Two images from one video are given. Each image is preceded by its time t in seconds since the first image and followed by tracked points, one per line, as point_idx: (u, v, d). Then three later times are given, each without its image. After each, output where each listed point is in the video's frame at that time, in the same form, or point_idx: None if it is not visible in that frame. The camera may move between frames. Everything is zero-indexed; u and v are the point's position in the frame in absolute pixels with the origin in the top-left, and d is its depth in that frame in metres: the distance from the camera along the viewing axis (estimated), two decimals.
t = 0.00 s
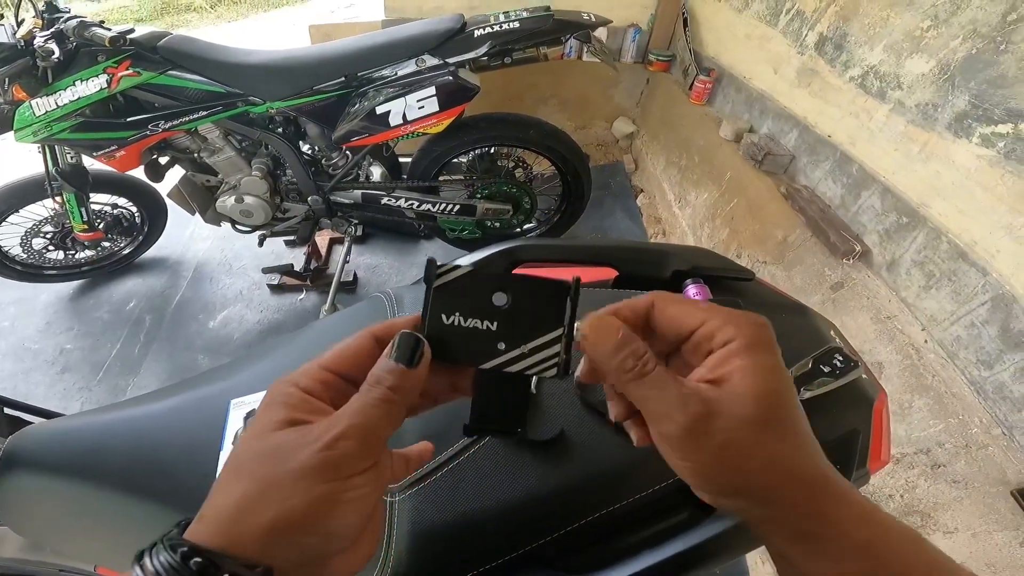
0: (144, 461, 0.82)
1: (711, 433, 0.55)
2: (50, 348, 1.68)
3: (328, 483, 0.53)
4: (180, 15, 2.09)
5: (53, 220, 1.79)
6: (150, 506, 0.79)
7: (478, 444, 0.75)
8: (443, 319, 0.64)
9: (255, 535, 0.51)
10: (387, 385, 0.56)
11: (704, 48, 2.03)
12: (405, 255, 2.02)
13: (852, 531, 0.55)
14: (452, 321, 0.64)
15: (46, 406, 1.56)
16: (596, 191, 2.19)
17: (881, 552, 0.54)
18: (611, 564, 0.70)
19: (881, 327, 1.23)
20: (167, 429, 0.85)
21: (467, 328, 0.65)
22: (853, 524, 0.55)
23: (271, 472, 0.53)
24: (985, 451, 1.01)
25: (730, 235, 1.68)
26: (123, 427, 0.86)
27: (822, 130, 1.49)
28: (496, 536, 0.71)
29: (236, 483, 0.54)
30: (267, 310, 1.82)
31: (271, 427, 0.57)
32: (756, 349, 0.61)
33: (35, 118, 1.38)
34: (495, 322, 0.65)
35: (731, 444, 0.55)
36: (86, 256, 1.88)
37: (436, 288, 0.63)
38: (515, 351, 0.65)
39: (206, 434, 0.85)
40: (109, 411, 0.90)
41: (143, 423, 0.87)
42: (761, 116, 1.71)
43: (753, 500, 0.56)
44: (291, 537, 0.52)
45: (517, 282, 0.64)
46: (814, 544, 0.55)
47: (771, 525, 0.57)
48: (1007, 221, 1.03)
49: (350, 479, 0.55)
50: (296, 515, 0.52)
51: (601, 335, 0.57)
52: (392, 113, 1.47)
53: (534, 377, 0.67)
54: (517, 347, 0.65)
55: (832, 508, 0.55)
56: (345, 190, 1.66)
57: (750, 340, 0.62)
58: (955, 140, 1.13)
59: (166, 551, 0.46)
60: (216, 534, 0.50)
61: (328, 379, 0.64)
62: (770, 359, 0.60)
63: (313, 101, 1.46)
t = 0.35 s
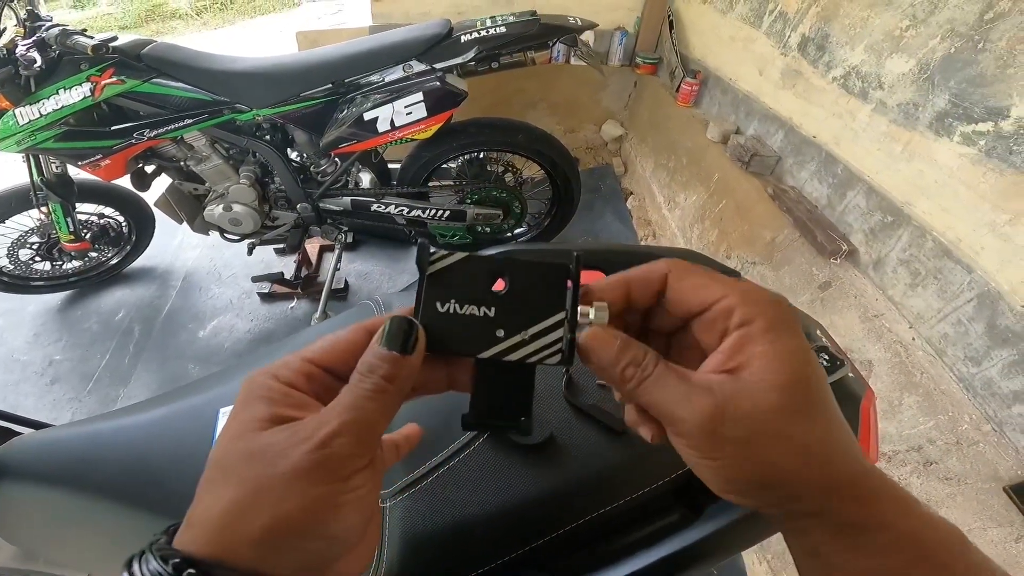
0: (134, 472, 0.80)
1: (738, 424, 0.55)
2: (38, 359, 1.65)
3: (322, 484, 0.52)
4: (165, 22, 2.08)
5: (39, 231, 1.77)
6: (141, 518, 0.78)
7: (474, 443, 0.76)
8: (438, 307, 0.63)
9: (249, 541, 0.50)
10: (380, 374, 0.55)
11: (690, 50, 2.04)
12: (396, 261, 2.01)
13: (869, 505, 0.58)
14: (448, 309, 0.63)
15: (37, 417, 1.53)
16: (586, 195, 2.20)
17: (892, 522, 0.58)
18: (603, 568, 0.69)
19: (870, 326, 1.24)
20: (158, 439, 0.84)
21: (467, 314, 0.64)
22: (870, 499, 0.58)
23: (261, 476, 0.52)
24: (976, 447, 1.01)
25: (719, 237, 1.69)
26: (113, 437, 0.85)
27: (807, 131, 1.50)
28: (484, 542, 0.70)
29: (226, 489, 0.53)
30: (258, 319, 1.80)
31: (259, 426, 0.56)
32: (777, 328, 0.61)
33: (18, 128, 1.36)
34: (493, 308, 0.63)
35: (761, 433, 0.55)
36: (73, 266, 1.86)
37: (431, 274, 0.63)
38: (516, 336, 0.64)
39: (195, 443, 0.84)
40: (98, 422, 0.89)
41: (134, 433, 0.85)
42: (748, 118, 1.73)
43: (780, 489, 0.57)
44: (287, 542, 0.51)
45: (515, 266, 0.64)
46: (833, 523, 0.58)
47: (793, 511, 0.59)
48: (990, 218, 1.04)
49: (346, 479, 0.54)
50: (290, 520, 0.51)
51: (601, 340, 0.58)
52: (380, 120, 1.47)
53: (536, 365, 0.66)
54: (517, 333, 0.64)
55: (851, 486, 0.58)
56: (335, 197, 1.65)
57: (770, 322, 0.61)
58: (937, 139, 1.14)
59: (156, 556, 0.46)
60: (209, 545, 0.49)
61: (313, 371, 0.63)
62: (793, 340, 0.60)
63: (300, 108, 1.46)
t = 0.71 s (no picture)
0: (134, 476, 0.80)
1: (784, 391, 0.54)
2: (38, 364, 1.65)
3: (319, 486, 0.52)
4: (164, 26, 2.09)
5: (39, 236, 1.77)
6: (143, 522, 0.78)
7: (476, 443, 0.77)
8: (440, 299, 0.64)
9: (246, 544, 0.50)
10: (381, 374, 0.54)
11: (687, 51, 2.05)
12: (396, 264, 2.01)
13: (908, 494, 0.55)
14: (450, 300, 0.64)
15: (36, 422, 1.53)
16: (585, 196, 2.20)
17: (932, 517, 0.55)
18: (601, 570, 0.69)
19: (870, 326, 1.23)
20: (157, 443, 0.84)
21: (471, 306, 0.64)
22: (910, 492, 0.56)
23: (258, 478, 0.52)
24: (977, 447, 1.01)
25: (718, 238, 1.69)
26: (113, 441, 0.85)
27: (805, 131, 1.50)
28: (482, 544, 0.69)
29: (221, 490, 0.52)
30: (258, 323, 1.80)
31: (256, 426, 0.56)
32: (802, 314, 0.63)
33: (17, 133, 1.37)
34: (498, 299, 0.64)
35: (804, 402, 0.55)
36: (73, 271, 1.86)
37: (432, 265, 0.63)
38: (520, 327, 0.64)
39: (194, 447, 0.84)
40: (98, 426, 0.89)
41: (134, 436, 0.85)
42: (745, 118, 1.73)
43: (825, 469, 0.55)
44: (284, 545, 0.51)
45: (517, 257, 0.64)
46: (877, 516, 0.55)
47: (832, 505, 0.56)
48: (988, 217, 1.04)
49: (343, 481, 0.54)
50: (288, 523, 0.51)
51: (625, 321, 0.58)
52: (378, 122, 1.47)
53: (541, 356, 0.66)
54: (521, 324, 0.65)
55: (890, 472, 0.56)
56: (333, 201, 1.65)
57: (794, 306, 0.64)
58: (934, 139, 1.14)
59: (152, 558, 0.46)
60: (204, 546, 0.49)
61: (308, 368, 0.64)
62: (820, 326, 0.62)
63: (298, 112, 1.46)
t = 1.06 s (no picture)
0: (136, 474, 0.80)
1: (749, 396, 0.55)
2: (40, 362, 1.66)
3: (322, 492, 0.52)
4: (164, 24, 2.09)
5: (40, 234, 1.77)
6: (146, 520, 0.78)
7: (474, 445, 0.76)
8: (442, 309, 0.63)
9: (250, 549, 0.50)
10: (384, 381, 0.54)
11: (689, 48, 2.04)
12: (397, 262, 2.01)
13: (894, 496, 0.54)
14: (452, 310, 0.63)
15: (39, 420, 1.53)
16: (586, 194, 2.20)
17: (920, 517, 0.54)
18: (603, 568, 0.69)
19: (872, 324, 1.23)
20: (159, 442, 0.84)
21: (473, 315, 0.63)
22: (894, 493, 0.54)
23: (261, 484, 0.52)
24: (980, 445, 1.00)
25: (720, 236, 1.69)
26: (114, 440, 0.85)
27: (807, 128, 1.50)
28: (484, 543, 0.70)
29: (225, 497, 0.52)
30: (260, 321, 1.80)
31: (259, 432, 0.56)
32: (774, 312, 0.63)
33: (17, 131, 1.37)
34: (500, 309, 0.63)
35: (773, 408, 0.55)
36: (75, 269, 1.86)
37: (435, 275, 0.62)
38: (523, 336, 0.64)
39: (196, 445, 0.84)
40: (100, 424, 0.89)
41: (136, 435, 0.85)
42: (747, 115, 1.72)
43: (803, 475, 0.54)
44: (287, 552, 0.51)
45: (520, 267, 0.64)
46: (861, 519, 0.54)
47: (816, 506, 0.55)
48: (992, 215, 1.03)
49: (346, 487, 0.54)
50: (291, 529, 0.51)
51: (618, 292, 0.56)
52: (379, 120, 1.47)
53: (543, 364, 0.66)
54: (525, 333, 0.64)
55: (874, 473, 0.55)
56: (335, 199, 1.65)
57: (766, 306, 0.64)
58: (937, 136, 1.14)
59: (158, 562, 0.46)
60: (209, 552, 0.49)
61: (313, 377, 0.63)
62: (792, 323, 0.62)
63: (299, 109, 1.46)
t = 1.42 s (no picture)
0: (136, 471, 0.80)
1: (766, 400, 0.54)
2: (40, 359, 1.66)
3: (318, 491, 0.52)
4: (165, 21, 2.09)
5: (40, 230, 1.77)
6: (146, 516, 0.78)
7: (473, 442, 0.77)
8: (442, 304, 0.63)
9: (246, 549, 0.50)
10: (382, 379, 0.54)
11: (691, 47, 2.04)
12: (397, 259, 2.01)
13: (898, 507, 0.55)
14: (452, 305, 0.63)
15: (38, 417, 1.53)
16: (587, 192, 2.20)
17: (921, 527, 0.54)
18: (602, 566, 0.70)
19: (872, 323, 1.23)
20: (159, 438, 0.84)
21: (474, 308, 0.64)
22: (895, 499, 0.55)
23: (258, 482, 0.52)
24: (979, 445, 1.01)
25: (720, 234, 1.69)
26: (114, 437, 0.85)
27: (808, 127, 1.50)
28: (482, 542, 0.70)
29: (221, 494, 0.52)
30: (259, 317, 1.80)
31: (256, 430, 0.56)
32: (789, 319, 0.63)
33: (18, 128, 1.37)
34: (500, 301, 0.63)
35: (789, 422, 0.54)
36: (75, 266, 1.86)
37: (432, 270, 0.62)
38: (524, 329, 0.64)
39: (197, 441, 0.84)
40: (100, 420, 0.89)
41: (136, 433, 0.85)
42: (748, 115, 1.72)
43: (812, 487, 0.54)
44: (282, 550, 0.51)
45: (519, 260, 0.64)
46: (861, 524, 0.54)
47: (815, 511, 0.55)
48: (993, 214, 1.03)
49: (343, 485, 0.54)
50: (287, 527, 0.51)
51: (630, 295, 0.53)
52: (380, 117, 1.47)
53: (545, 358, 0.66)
54: (526, 325, 0.64)
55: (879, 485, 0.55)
56: (335, 196, 1.65)
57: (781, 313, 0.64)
58: (939, 136, 1.14)
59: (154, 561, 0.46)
60: (204, 549, 0.49)
61: (311, 375, 0.64)
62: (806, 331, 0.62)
63: (300, 106, 1.46)
